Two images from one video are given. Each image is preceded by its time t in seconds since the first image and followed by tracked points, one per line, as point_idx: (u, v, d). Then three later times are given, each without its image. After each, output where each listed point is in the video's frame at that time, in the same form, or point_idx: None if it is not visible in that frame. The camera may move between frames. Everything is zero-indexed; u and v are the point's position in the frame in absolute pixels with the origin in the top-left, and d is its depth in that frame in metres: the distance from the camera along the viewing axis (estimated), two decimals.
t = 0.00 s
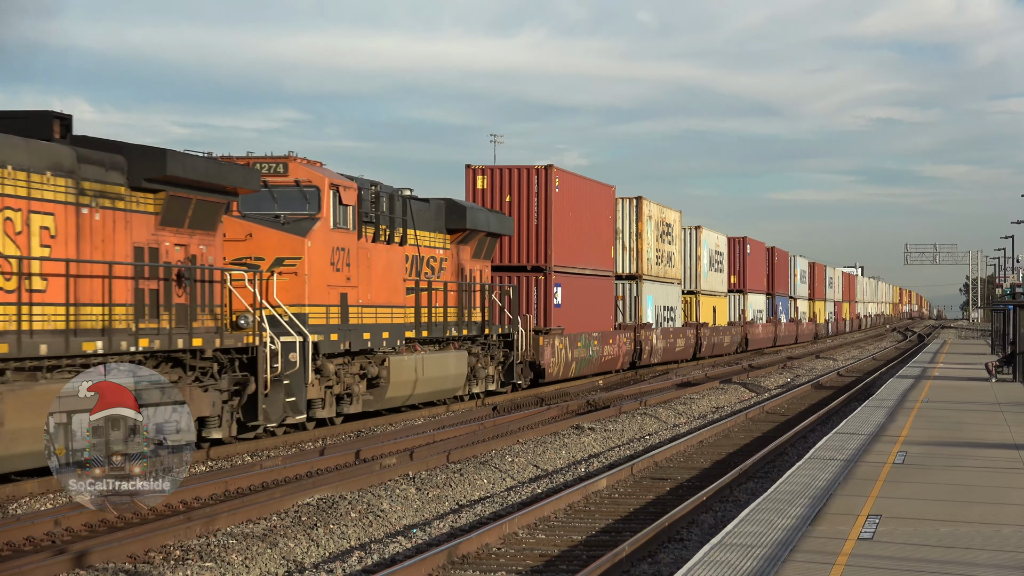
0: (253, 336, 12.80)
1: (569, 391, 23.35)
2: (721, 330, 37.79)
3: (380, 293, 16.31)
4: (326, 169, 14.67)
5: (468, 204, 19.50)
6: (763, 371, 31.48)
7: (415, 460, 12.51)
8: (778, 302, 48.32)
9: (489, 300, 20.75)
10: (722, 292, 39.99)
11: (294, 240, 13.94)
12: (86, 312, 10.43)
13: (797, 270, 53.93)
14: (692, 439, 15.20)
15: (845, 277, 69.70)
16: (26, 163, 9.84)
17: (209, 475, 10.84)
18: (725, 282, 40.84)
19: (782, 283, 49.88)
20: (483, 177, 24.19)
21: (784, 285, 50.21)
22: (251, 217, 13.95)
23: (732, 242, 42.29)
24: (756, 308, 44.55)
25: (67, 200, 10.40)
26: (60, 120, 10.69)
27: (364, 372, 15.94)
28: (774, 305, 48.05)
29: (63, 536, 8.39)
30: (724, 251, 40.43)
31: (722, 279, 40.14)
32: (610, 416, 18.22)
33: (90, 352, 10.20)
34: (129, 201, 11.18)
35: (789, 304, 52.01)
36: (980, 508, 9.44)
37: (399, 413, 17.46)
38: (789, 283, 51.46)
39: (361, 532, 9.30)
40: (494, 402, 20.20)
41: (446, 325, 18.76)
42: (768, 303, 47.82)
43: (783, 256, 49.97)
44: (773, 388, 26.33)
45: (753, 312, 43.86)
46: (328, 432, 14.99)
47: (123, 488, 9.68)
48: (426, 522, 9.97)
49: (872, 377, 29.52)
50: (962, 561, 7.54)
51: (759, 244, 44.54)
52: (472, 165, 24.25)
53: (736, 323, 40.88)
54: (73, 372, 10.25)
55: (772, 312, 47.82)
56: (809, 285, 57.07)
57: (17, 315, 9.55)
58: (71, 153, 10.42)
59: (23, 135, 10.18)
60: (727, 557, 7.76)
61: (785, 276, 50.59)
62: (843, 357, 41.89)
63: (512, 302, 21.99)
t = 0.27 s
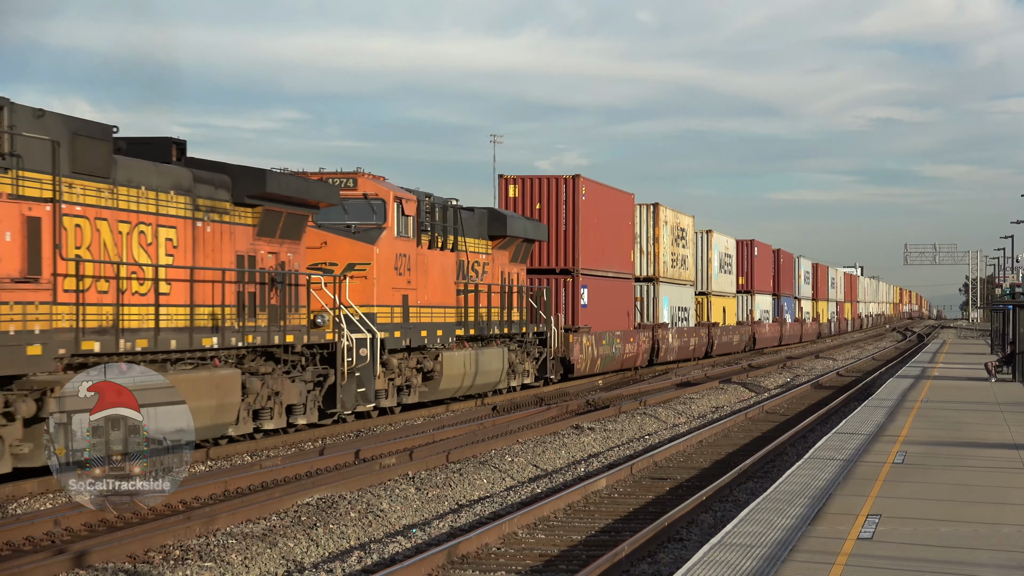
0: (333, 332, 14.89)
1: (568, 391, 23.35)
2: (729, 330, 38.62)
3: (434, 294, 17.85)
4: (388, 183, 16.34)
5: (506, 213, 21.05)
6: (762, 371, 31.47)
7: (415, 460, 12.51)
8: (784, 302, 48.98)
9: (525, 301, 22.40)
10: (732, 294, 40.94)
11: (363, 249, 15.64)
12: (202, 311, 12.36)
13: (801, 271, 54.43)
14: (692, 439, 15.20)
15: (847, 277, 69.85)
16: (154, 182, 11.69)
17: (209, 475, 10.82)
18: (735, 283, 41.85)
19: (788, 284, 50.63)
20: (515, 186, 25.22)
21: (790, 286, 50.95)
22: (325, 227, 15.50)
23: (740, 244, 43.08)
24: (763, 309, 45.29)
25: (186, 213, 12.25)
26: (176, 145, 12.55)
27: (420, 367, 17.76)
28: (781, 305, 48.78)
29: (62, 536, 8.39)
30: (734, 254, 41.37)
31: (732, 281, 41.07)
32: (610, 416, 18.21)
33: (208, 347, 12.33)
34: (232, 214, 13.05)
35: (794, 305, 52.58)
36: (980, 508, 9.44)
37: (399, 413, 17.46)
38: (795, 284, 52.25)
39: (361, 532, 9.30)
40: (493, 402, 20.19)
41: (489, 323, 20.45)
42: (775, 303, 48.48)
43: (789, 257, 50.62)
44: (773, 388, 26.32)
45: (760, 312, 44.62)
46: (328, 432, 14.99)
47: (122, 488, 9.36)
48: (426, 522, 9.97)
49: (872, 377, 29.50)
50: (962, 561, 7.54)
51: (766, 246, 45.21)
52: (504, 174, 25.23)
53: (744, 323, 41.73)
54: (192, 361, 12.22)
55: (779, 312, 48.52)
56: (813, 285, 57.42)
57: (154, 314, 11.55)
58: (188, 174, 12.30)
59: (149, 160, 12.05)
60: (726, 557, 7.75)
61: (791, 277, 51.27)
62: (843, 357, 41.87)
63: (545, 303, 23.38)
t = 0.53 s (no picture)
0: (396, 330, 16.89)
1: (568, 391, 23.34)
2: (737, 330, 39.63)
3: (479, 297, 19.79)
4: (440, 196, 18.52)
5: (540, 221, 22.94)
6: (762, 371, 31.47)
7: (415, 460, 12.51)
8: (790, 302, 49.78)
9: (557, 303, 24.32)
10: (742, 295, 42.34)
11: (420, 255, 17.92)
12: (251, 311, 13.28)
13: (805, 272, 54.86)
14: (692, 439, 15.20)
15: (850, 277, 70.30)
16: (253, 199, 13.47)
17: (209, 475, 10.81)
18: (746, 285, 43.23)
19: (794, 285, 51.50)
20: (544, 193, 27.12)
21: (796, 287, 51.85)
22: (387, 235, 17.95)
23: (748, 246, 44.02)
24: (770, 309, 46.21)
25: (277, 227, 14.01)
26: (266, 165, 14.29)
27: (467, 362, 19.72)
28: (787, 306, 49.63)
29: (62, 537, 8.39)
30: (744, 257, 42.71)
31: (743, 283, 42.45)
32: (610, 416, 18.21)
33: (298, 343, 14.22)
34: (314, 225, 14.93)
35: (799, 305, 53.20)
36: (980, 508, 9.44)
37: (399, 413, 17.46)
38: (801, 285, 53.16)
39: (361, 532, 9.30)
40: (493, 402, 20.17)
41: (526, 322, 22.35)
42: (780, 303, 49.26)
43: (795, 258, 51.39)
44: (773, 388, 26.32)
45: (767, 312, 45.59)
46: (328, 431, 14.99)
47: (123, 488, 9.68)
48: (426, 522, 9.97)
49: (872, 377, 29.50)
50: (962, 561, 7.54)
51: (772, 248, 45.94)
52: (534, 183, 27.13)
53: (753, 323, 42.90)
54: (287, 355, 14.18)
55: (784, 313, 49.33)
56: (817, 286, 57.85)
57: (253, 313, 13.33)
58: (279, 191, 14.12)
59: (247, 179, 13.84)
60: (726, 557, 7.76)
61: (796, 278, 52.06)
62: (843, 357, 41.88)
63: (574, 303, 25.25)
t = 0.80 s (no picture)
0: (448, 328, 18.63)
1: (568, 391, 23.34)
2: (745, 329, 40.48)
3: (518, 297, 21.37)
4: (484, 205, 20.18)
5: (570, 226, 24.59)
6: (762, 371, 31.48)
7: (415, 460, 12.50)
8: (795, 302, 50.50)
9: (586, 303, 25.96)
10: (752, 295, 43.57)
11: (468, 259, 19.53)
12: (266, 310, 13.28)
13: (810, 273, 55.20)
14: (692, 439, 15.19)
15: (853, 278, 70.52)
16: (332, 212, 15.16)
17: (209, 475, 10.79)
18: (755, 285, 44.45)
19: (800, 285, 52.31)
20: (568, 200, 28.60)
21: (802, 287, 52.65)
22: (438, 242, 19.47)
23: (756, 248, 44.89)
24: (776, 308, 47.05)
25: (349, 237, 15.68)
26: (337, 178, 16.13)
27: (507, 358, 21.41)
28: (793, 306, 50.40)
29: (63, 536, 8.40)
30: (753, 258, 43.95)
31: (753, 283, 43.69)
32: (610, 416, 18.21)
33: (369, 339, 16.04)
34: (378, 233, 16.56)
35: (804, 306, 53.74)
36: (980, 508, 9.44)
37: (400, 413, 17.47)
38: (807, 285, 53.93)
39: (361, 532, 9.30)
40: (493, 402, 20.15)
41: (558, 322, 24.00)
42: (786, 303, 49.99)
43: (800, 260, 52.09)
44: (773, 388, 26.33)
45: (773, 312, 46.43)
46: (328, 432, 14.99)
47: (123, 488, 9.66)
48: (426, 522, 9.97)
49: (872, 377, 29.50)
50: (962, 561, 7.54)
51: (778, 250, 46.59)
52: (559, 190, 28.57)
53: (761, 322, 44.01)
54: (360, 350, 15.98)
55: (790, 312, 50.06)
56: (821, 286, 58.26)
57: (330, 313, 14.96)
58: (350, 204, 15.75)
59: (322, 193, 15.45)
60: (727, 557, 7.76)
61: (801, 279, 52.74)
62: (843, 357, 41.90)
63: (599, 302, 26.88)
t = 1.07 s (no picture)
0: (490, 326, 20.29)
1: (568, 391, 23.36)
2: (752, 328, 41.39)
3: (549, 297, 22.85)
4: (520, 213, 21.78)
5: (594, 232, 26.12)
6: (762, 371, 31.49)
7: (415, 460, 12.50)
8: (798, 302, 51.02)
9: (609, 304, 27.44)
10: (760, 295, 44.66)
11: (508, 264, 21.18)
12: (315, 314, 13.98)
13: (812, 274, 55.48)
14: (692, 439, 15.19)
15: (854, 278, 70.70)
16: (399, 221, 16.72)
17: (209, 475, 10.78)
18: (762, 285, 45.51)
19: (803, 285, 52.93)
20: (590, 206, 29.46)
21: (806, 287, 53.30)
22: (480, 247, 21.36)
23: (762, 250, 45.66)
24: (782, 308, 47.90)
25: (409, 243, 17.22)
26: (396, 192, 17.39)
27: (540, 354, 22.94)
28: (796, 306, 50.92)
29: (62, 536, 8.40)
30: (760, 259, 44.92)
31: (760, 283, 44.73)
32: (610, 416, 18.22)
33: (425, 336, 17.77)
34: (431, 240, 18.12)
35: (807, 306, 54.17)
36: (980, 508, 9.44)
37: (400, 413, 17.47)
38: (810, 286, 54.36)
39: (361, 532, 9.30)
40: (493, 402, 20.14)
41: (585, 321, 25.66)
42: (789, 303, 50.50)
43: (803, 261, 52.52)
44: (773, 388, 26.35)
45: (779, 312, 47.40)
46: (328, 432, 14.98)
47: (123, 488, 9.63)
48: (426, 522, 9.97)
49: (872, 377, 29.51)
50: (962, 561, 7.55)
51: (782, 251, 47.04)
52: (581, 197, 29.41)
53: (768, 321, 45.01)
54: (418, 345, 17.64)
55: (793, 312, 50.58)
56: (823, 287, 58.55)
57: (394, 313, 16.62)
58: (409, 215, 17.33)
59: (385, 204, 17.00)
60: (726, 557, 7.76)
61: (805, 279, 53.28)
62: (843, 357, 41.92)
63: (622, 303, 28.32)
